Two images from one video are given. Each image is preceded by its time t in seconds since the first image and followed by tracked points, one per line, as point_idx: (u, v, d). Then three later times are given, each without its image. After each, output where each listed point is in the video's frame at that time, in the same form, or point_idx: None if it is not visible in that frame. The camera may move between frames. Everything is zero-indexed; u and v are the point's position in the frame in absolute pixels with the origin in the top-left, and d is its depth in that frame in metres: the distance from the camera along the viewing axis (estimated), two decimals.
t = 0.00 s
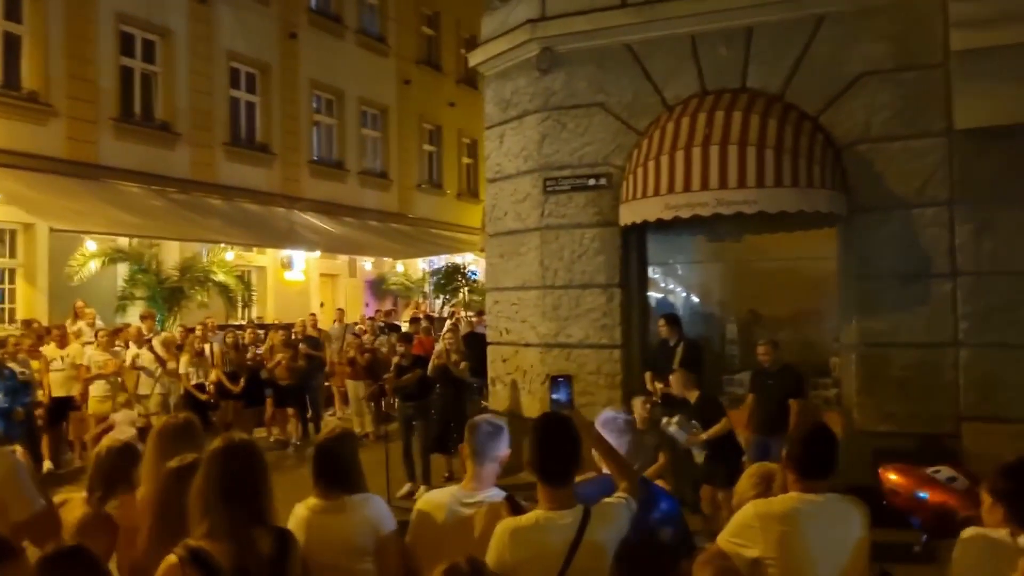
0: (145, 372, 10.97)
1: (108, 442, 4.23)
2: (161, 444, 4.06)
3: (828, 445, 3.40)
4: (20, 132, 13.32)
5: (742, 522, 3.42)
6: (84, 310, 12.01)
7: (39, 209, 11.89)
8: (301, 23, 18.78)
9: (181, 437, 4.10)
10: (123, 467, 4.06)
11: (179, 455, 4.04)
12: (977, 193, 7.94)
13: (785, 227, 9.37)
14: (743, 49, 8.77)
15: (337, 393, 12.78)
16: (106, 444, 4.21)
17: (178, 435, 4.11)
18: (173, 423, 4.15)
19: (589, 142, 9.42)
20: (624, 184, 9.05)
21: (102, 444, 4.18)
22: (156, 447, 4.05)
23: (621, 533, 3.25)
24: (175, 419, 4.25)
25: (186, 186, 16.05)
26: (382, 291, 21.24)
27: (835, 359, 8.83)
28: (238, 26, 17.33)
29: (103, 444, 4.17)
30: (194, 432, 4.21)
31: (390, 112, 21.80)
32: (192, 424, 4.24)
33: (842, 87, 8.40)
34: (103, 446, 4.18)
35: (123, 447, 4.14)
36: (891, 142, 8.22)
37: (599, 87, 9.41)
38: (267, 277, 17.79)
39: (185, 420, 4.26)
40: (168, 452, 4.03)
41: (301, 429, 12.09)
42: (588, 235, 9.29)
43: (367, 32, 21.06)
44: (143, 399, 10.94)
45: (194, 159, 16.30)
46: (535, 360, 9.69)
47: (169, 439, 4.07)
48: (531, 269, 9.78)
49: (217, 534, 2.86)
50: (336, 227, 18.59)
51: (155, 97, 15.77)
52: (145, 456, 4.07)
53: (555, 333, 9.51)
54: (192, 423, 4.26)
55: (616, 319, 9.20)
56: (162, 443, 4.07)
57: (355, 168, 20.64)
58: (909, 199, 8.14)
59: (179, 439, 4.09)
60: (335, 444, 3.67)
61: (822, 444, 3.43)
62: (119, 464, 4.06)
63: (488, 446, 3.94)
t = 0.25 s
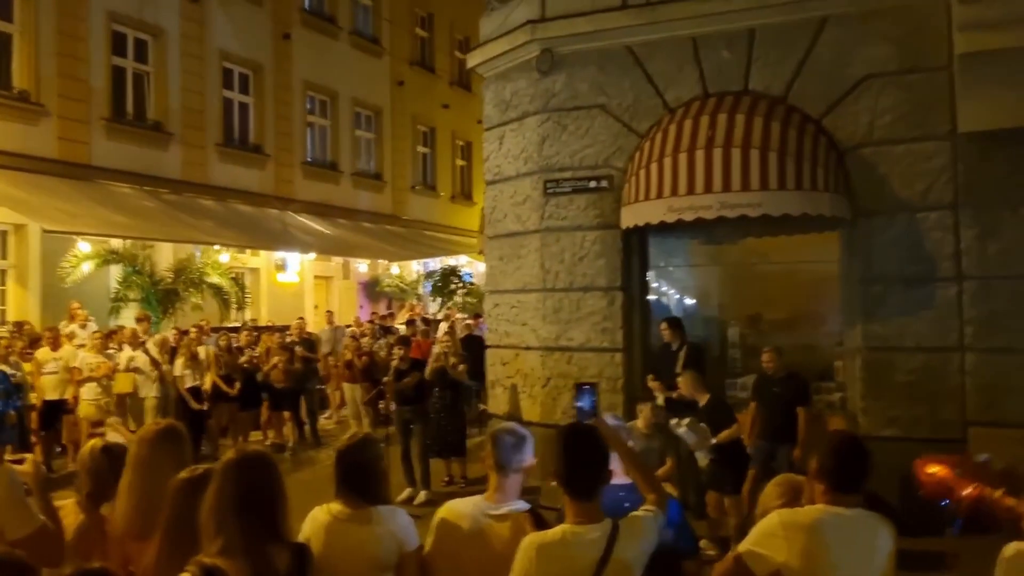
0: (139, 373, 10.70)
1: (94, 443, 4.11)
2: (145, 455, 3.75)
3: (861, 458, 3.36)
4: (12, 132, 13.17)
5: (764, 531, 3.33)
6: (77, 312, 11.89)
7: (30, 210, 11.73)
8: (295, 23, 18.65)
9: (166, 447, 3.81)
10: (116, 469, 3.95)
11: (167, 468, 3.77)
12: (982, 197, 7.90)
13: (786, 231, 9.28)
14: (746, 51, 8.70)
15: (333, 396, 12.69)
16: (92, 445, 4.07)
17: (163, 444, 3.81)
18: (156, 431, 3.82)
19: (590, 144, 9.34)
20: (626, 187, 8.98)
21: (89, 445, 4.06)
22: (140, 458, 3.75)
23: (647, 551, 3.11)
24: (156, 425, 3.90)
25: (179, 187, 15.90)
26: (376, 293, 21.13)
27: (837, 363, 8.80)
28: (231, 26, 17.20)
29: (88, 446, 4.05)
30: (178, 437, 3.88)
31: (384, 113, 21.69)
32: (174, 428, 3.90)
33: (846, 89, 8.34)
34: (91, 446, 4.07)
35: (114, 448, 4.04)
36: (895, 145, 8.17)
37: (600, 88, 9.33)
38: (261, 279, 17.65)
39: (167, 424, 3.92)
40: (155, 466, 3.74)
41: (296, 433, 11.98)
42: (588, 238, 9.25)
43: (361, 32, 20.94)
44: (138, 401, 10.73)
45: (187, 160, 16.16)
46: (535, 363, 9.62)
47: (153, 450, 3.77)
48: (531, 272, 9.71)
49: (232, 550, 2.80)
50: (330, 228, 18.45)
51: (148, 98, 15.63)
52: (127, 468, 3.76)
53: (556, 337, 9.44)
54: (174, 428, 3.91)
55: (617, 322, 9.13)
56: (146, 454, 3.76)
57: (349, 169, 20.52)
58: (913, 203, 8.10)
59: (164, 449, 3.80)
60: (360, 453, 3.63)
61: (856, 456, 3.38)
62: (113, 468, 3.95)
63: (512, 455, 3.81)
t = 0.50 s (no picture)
0: (137, 373, 10.56)
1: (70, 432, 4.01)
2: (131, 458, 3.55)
3: (896, 463, 3.27)
4: (10, 129, 13.03)
5: (793, 535, 3.24)
6: (74, 310, 11.76)
7: (27, 207, 11.59)
8: (295, 21, 18.52)
9: (157, 449, 3.61)
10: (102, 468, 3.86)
11: (156, 472, 3.56)
12: (993, 196, 7.80)
13: (792, 230, 9.19)
14: (754, 47, 8.59)
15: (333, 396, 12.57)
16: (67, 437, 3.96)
17: (150, 445, 3.60)
18: (142, 432, 3.60)
19: (596, 141, 9.23)
20: (632, 185, 8.86)
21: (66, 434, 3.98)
22: (127, 460, 3.54)
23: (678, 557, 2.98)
24: (145, 426, 3.69)
25: (178, 185, 15.77)
26: (375, 293, 21.00)
27: (846, 364, 8.69)
28: (231, 23, 17.07)
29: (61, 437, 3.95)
30: (166, 439, 3.67)
31: (384, 112, 21.57)
32: (162, 429, 3.69)
33: (855, 87, 8.24)
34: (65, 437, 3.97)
35: (93, 442, 3.94)
36: (904, 143, 8.06)
37: (606, 85, 9.22)
38: (259, 278, 17.50)
39: (156, 425, 3.71)
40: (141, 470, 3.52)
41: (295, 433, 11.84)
42: (593, 236, 9.13)
43: (361, 31, 20.82)
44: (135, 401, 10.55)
45: (186, 158, 16.03)
46: (539, 363, 9.50)
47: (140, 452, 3.56)
48: (535, 271, 9.59)
49: (241, 555, 2.71)
50: (329, 228, 18.31)
51: (146, 95, 15.50)
52: (111, 471, 3.55)
53: (560, 336, 9.31)
54: (163, 429, 3.70)
55: (622, 321, 9.01)
56: (132, 457, 3.55)
57: (348, 168, 20.39)
58: (924, 201, 7.99)
59: (153, 451, 3.59)
60: (372, 453, 3.54)
61: (891, 462, 3.29)
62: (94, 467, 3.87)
63: (531, 461, 3.50)
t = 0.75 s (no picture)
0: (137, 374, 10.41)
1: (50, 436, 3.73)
2: (124, 465, 3.35)
3: (966, 480, 3.17)
4: (10, 125, 12.85)
5: (851, 550, 3.09)
6: (75, 309, 11.60)
7: (27, 204, 11.40)
8: (298, 17, 18.34)
9: (150, 455, 3.38)
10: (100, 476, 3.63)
11: (151, 479, 3.34)
12: (1017, 194, 7.62)
13: (805, 228, 9.09)
14: (770, 41, 8.40)
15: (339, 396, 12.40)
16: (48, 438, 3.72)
17: (145, 451, 3.39)
18: (138, 437, 3.40)
19: (607, 136, 9.04)
20: (646, 182, 8.68)
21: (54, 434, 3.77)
22: (122, 467, 3.35)
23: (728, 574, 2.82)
24: (141, 431, 3.48)
25: (180, 182, 15.59)
26: (379, 292, 20.82)
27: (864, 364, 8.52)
28: (234, 19, 16.89)
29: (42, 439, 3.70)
30: (163, 444, 3.44)
31: (388, 110, 21.38)
32: (158, 434, 3.46)
33: (875, 81, 8.05)
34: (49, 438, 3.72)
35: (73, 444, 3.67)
36: (926, 138, 7.88)
37: (618, 80, 9.03)
38: (262, 276, 17.32)
39: (153, 429, 3.49)
40: (134, 476, 3.33)
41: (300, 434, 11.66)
42: (605, 234, 8.96)
43: (365, 27, 20.64)
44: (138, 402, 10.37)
45: (189, 155, 15.85)
46: (549, 364, 9.32)
47: (133, 457, 3.37)
48: (545, 269, 9.41)
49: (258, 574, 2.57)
50: (334, 226, 18.11)
51: (149, 91, 15.33)
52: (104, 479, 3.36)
53: (571, 336, 9.13)
54: (159, 433, 3.47)
55: (635, 321, 8.84)
56: (127, 464, 3.36)
57: (352, 166, 20.21)
58: (945, 198, 7.81)
59: (149, 457, 3.38)
60: (388, 464, 3.39)
61: (958, 478, 3.18)
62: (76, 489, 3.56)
63: (558, 465, 3.36)
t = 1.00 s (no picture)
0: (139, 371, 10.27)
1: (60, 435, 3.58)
2: (132, 468, 3.21)
3: None
4: (13, 118, 12.73)
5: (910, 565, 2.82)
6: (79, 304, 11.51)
7: (30, 197, 11.27)
8: (303, 11, 18.19)
9: (159, 456, 3.23)
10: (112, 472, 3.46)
11: (159, 481, 3.19)
12: None
13: (817, 228, 8.94)
14: (786, 36, 8.26)
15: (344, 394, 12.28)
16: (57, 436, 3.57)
17: (155, 453, 3.24)
18: (147, 440, 3.26)
19: (620, 132, 8.91)
20: (659, 179, 8.55)
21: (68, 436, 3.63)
22: (131, 470, 3.20)
23: None
24: (151, 434, 3.34)
25: (184, 177, 15.46)
26: (383, 288, 20.72)
27: (879, 364, 8.41)
28: (238, 12, 16.75)
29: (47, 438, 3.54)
30: (174, 446, 3.30)
31: (392, 105, 21.24)
32: (169, 436, 3.32)
33: (894, 77, 7.92)
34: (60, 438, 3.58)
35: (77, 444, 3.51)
36: (946, 136, 7.75)
37: (631, 75, 8.89)
38: (266, 272, 17.20)
39: (163, 431, 3.35)
40: (143, 479, 3.18)
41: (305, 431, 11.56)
42: (617, 231, 8.83)
43: (370, 22, 20.49)
44: (142, 398, 10.25)
45: (193, 150, 15.72)
46: (559, 363, 9.20)
47: (143, 461, 3.21)
48: (555, 267, 9.28)
49: None
50: (338, 222, 17.97)
51: (153, 85, 15.19)
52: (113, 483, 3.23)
53: (581, 335, 9.00)
54: (169, 435, 3.33)
55: (647, 319, 8.72)
56: (134, 467, 3.21)
57: (357, 161, 20.08)
58: (966, 197, 7.68)
59: (159, 458, 3.23)
60: (406, 468, 3.26)
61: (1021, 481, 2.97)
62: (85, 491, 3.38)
63: (587, 471, 3.28)
